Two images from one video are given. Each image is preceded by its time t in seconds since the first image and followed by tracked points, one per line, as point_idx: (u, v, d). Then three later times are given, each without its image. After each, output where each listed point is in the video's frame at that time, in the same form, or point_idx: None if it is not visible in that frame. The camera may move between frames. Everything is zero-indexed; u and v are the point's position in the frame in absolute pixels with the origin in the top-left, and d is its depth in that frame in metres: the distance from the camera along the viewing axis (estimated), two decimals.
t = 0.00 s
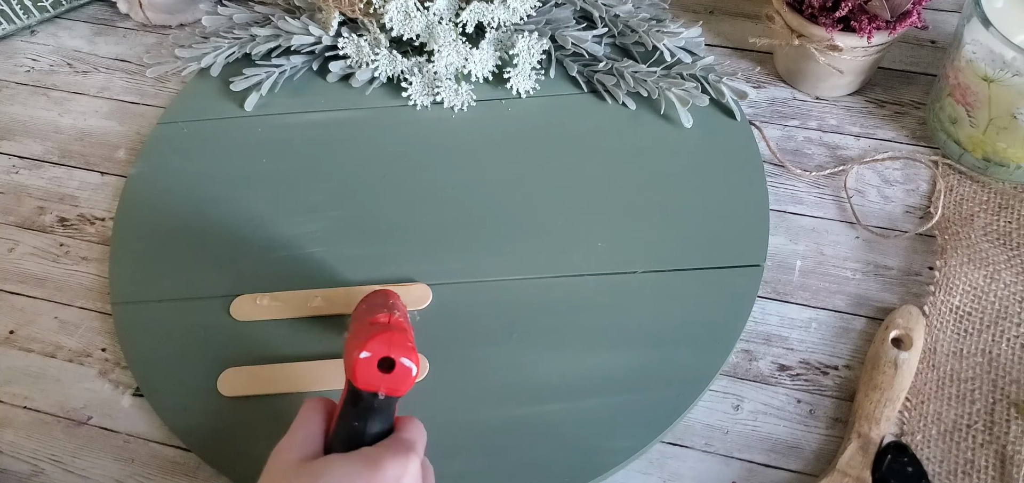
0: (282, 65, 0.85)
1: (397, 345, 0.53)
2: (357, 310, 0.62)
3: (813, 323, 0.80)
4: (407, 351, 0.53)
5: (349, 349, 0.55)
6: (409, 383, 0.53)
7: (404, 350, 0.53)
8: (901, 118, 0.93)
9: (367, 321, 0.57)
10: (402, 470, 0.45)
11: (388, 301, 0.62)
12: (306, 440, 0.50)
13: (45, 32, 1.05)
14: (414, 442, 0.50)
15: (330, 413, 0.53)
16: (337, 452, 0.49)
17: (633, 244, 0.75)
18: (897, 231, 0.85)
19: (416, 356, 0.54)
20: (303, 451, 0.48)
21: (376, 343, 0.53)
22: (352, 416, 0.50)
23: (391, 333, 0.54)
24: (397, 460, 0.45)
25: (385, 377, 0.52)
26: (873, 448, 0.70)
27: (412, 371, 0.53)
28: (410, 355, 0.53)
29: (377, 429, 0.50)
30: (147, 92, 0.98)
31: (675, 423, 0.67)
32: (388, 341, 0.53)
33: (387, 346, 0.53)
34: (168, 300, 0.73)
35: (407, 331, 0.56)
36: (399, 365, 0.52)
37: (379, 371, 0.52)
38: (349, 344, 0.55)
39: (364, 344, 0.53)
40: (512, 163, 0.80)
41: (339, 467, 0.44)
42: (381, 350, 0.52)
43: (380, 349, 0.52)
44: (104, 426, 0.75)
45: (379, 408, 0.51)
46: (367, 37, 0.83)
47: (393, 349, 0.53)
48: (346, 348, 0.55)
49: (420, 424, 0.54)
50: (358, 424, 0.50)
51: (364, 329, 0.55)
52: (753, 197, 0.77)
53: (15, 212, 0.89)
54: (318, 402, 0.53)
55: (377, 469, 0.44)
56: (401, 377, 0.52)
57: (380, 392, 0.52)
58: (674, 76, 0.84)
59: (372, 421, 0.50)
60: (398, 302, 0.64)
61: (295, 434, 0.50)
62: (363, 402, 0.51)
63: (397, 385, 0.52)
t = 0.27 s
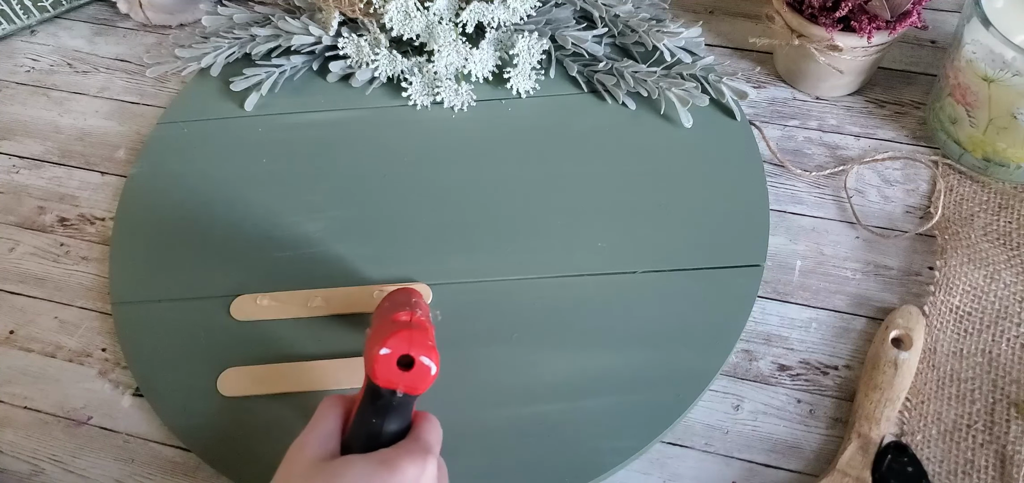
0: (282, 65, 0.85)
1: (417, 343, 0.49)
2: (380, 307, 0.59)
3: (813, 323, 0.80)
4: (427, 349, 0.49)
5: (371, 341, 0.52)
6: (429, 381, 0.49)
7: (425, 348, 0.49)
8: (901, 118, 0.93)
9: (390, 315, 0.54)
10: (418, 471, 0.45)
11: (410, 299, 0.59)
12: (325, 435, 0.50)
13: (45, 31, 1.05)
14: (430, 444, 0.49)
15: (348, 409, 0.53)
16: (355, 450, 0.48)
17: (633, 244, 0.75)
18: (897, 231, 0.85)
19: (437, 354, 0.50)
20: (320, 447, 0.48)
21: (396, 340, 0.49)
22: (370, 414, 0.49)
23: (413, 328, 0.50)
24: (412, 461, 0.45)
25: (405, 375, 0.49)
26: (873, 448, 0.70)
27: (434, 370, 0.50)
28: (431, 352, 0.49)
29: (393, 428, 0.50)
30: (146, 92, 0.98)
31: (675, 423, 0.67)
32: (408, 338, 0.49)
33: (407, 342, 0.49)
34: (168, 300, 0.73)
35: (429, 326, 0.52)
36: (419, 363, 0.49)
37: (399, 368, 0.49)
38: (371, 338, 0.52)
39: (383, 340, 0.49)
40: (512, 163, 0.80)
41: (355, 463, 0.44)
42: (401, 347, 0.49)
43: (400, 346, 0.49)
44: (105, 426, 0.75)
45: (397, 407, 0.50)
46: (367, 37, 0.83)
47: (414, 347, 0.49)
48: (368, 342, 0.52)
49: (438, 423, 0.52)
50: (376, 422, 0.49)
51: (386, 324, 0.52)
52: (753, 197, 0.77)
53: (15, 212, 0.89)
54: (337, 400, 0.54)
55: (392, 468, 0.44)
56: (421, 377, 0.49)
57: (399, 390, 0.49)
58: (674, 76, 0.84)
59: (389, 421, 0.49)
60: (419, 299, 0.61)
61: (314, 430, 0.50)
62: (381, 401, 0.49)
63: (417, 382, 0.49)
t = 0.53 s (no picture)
0: (282, 65, 0.85)
1: (435, 350, 0.50)
2: (393, 310, 0.59)
3: (813, 323, 0.80)
4: (444, 356, 0.50)
5: (388, 344, 0.53)
6: (445, 389, 0.50)
7: (442, 355, 0.50)
8: (901, 118, 0.93)
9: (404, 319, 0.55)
10: (429, 475, 0.45)
11: (424, 302, 0.59)
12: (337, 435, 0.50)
13: (45, 31, 1.05)
14: (441, 448, 0.49)
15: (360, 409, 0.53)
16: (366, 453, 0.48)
17: (633, 244, 0.75)
18: (897, 231, 0.85)
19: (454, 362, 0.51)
20: (333, 449, 0.48)
21: (413, 346, 0.50)
22: (383, 417, 0.50)
23: (430, 335, 0.51)
24: (423, 465, 0.45)
25: (421, 381, 0.49)
26: (873, 448, 0.70)
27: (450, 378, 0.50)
28: (448, 360, 0.50)
29: (406, 433, 0.50)
30: (146, 92, 0.98)
31: (675, 423, 0.67)
32: (426, 345, 0.50)
33: (425, 349, 0.50)
34: (168, 300, 0.73)
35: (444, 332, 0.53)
36: (436, 370, 0.50)
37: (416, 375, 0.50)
38: (387, 342, 0.53)
39: (401, 346, 0.50)
40: (511, 163, 0.80)
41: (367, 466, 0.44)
42: (418, 354, 0.50)
43: (417, 352, 0.50)
44: (105, 426, 0.75)
45: (411, 412, 0.50)
46: (367, 37, 0.83)
47: (431, 354, 0.50)
48: (384, 347, 0.53)
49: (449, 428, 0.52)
50: (389, 426, 0.49)
51: (401, 329, 0.53)
52: (752, 197, 0.77)
53: (15, 212, 0.89)
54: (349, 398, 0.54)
55: (402, 471, 0.44)
56: (436, 383, 0.50)
57: (415, 396, 0.49)
58: (674, 76, 0.83)
59: (402, 425, 0.49)
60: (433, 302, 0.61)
61: (327, 429, 0.50)
62: (396, 404, 0.50)
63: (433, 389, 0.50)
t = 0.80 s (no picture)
0: (282, 65, 0.85)
1: (313, 428, 0.49)
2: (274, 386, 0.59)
3: (813, 323, 0.80)
4: (321, 431, 0.49)
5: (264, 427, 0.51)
6: (329, 464, 0.49)
7: (321, 433, 0.49)
8: (901, 118, 0.93)
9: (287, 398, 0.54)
10: None
11: (314, 378, 0.59)
12: None
13: (45, 32, 1.05)
14: None
15: None
16: None
17: (633, 244, 0.75)
18: (897, 231, 0.85)
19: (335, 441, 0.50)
20: None
21: (294, 425, 0.49)
22: None
23: (304, 413, 0.51)
24: None
25: (304, 458, 0.47)
26: (873, 448, 0.70)
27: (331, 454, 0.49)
28: (330, 439, 0.49)
29: None
30: (146, 92, 0.98)
31: (675, 423, 0.67)
32: (303, 422, 0.49)
33: (305, 428, 0.49)
34: (168, 299, 0.73)
35: (326, 412, 0.52)
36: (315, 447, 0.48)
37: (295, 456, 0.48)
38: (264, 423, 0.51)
39: (279, 425, 0.49)
40: (511, 163, 0.80)
41: None
42: (296, 431, 0.49)
43: (295, 429, 0.49)
44: (104, 426, 0.75)
45: None
46: (367, 37, 0.83)
47: (311, 431, 0.49)
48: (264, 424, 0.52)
49: None
50: None
51: (281, 409, 0.52)
52: (753, 197, 0.77)
53: (16, 212, 0.89)
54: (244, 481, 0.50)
55: None
56: (319, 461, 0.48)
57: (298, 477, 0.47)
58: (674, 76, 0.84)
59: None
60: (321, 377, 0.60)
61: None
62: None
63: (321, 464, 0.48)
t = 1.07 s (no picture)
0: (282, 65, 0.85)
1: (256, 439, 0.52)
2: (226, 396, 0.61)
3: (813, 323, 0.80)
4: (268, 443, 0.53)
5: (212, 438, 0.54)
6: (274, 474, 0.53)
7: (265, 443, 0.52)
8: (901, 118, 0.93)
9: (232, 408, 0.57)
10: None
11: (257, 385, 0.61)
12: None
13: (45, 31, 1.05)
14: None
15: None
16: None
17: (633, 244, 0.75)
18: (897, 231, 0.85)
19: (280, 447, 0.54)
20: None
21: (237, 438, 0.52)
22: None
23: (250, 427, 0.53)
24: None
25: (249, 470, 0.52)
26: (874, 448, 0.70)
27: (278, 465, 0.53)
28: (273, 447, 0.53)
29: None
30: (146, 92, 0.98)
31: (676, 423, 0.67)
32: (248, 435, 0.52)
33: (248, 439, 0.52)
34: (169, 300, 0.73)
35: (270, 421, 0.55)
36: (261, 457, 0.52)
37: (242, 465, 0.52)
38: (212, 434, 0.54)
39: (222, 439, 0.52)
40: (511, 163, 0.80)
41: None
42: (240, 444, 0.52)
43: (240, 443, 0.52)
44: (104, 426, 0.75)
45: None
46: (367, 37, 0.83)
47: (254, 443, 0.52)
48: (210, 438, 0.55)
49: None
50: None
51: (227, 420, 0.55)
52: (753, 197, 0.77)
53: (15, 212, 0.89)
54: None
55: None
56: (267, 470, 0.52)
57: None
58: (674, 76, 0.83)
59: None
60: (269, 382, 0.63)
61: None
62: None
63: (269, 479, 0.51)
